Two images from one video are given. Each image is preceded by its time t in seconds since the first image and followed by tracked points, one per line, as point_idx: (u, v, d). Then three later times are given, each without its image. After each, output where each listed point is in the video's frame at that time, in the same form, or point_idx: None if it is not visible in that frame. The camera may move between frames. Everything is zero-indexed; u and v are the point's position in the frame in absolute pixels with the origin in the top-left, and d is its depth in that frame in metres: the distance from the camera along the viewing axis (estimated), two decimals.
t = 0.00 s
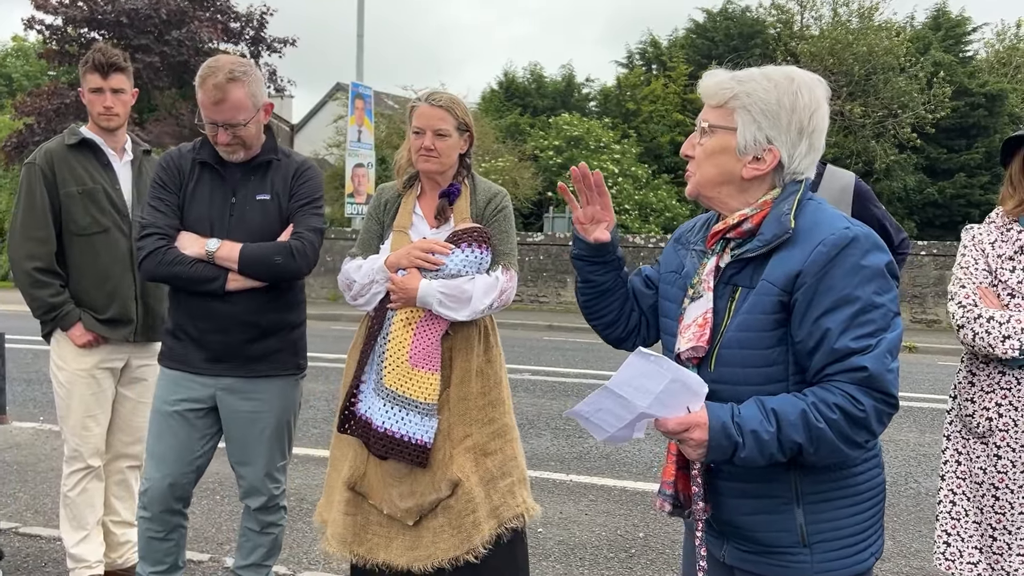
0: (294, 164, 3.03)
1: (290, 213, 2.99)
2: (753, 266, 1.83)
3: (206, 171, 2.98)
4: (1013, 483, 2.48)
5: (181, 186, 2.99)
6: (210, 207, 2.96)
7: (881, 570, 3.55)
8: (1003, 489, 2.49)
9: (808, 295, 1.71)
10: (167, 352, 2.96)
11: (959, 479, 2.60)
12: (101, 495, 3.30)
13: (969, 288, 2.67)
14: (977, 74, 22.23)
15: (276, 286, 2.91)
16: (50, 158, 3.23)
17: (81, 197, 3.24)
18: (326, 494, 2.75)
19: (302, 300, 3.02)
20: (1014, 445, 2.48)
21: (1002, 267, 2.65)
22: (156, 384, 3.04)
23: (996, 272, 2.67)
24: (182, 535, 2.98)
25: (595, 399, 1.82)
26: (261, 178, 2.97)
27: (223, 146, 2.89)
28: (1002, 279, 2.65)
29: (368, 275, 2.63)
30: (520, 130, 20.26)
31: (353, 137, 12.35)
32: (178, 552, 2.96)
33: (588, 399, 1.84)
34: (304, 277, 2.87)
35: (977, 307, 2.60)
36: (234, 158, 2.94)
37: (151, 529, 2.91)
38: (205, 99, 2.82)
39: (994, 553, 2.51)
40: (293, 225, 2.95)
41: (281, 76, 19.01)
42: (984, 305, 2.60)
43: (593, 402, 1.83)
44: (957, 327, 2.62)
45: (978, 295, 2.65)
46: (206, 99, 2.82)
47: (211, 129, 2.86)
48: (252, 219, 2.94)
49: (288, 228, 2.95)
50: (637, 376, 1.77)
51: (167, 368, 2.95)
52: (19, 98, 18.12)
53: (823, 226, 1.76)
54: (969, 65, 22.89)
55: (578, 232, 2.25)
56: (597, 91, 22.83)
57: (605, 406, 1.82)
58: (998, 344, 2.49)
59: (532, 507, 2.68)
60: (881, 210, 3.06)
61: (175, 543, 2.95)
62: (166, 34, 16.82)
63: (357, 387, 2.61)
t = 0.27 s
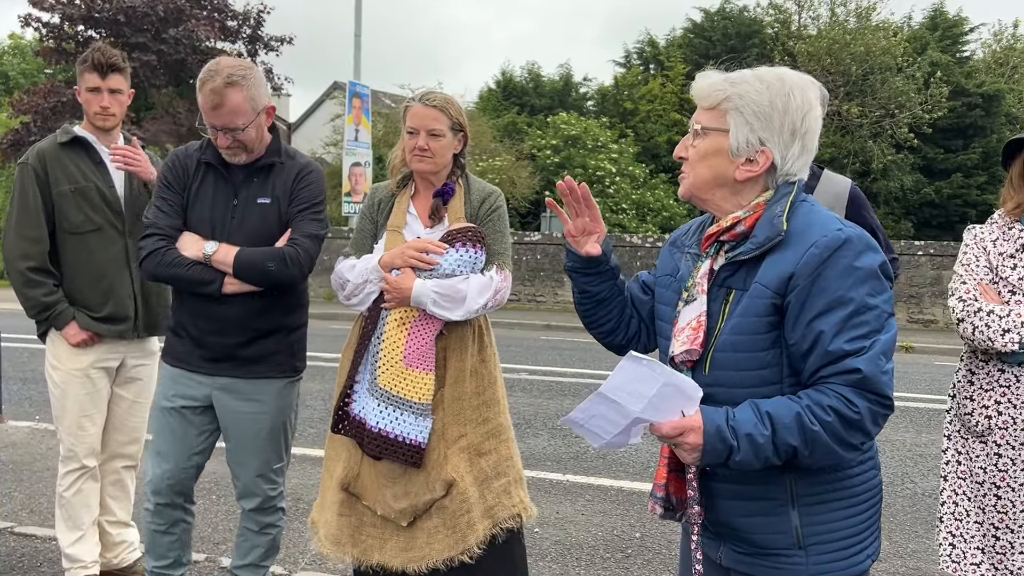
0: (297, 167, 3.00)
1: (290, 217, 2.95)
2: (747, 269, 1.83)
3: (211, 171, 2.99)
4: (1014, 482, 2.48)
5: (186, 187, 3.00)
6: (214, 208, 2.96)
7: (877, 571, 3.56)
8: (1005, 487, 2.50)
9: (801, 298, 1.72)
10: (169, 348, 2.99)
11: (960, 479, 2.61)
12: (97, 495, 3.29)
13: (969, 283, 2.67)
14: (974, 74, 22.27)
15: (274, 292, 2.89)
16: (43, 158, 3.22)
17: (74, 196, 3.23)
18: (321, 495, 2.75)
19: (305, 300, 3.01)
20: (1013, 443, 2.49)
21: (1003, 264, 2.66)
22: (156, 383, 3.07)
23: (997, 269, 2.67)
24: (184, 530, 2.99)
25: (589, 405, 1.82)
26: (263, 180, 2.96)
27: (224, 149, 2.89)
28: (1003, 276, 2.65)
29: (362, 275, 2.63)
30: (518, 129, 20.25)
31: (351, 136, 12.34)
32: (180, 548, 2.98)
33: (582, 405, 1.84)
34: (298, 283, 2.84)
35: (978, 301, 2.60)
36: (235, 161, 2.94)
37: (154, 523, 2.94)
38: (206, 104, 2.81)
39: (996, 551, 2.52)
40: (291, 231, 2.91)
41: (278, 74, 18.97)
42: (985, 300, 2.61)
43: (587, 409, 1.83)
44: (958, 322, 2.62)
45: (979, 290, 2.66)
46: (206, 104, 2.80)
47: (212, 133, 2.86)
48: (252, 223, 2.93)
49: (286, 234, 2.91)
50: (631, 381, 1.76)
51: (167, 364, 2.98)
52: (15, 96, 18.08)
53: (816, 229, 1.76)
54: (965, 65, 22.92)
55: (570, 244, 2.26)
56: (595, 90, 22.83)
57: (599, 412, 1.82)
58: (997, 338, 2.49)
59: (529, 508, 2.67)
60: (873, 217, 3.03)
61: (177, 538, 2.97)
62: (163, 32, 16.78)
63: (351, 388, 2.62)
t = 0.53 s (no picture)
0: (288, 167, 3.00)
1: (282, 215, 2.95)
2: (742, 269, 1.83)
3: (204, 171, 2.98)
4: (1016, 481, 2.48)
5: (179, 186, 3.00)
6: (206, 208, 2.95)
7: (873, 571, 3.56)
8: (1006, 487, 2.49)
9: (796, 299, 1.72)
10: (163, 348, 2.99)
11: (962, 479, 2.62)
12: (93, 495, 3.29)
13: (973, 281, 2.70)
14: (971, 74, 22.29)
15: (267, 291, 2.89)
16: (36, 156, 3.21)
17: (67, 194, 3.22)
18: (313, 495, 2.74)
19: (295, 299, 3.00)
20: (1016, 443, 2.48)
21: (1008, 262, 2.67)
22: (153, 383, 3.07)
23: (1001, 266, 2.69)
24: (202, 525, 3.03)
25: (582, 405, 1.82)
26: (256, 178, 2.96)
27: (218, 148, 2.88)
28: (1008, 273, 2.66)
29: (354, 274, 2.62)
30: (515, 128, 20.23)
31: (348, 135, 12.33)
32: (201, 542, 3.04)
33: (575, 406, 1.84)
34: (290, 281, 2.84)
35: (981, 297, 2.63)
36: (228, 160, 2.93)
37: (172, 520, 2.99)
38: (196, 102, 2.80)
39: (998, 551, 2.52)
40: (283, 230, 2.91)
41: (275, 73, 18.94)
42: (988, 296, 2.63)
43: (581, 409, 1.83)
44: (960, 317, 2.65)
45: (983, 287, 2.68)
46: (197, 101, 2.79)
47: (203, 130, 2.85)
48: (244, 221, 2.92)
49: (278, 232, 2.92)
50: (622, 382, 1.75)
51: (162, 364, 2.99)
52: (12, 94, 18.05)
53: (811, 230, 1.76)
54: (962, 65, 22.94)
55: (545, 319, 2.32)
56: (593, 89, 22.82)
57: (593, 413, 1.81)
58: (1001, 332, 2.50)
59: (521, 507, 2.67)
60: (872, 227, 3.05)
61: (196, 534, 3.02)
62: (160, 30, 16.75)
63: (344, 387, 2.62)
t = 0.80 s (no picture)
0: (275, 159, 3.01)
1: (270, 207, 2.96)
2: (736, 269, 1.83)
3: (189, 165, 2.98)
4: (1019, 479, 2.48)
5: (164, 181, 2.99)
6: (192, 201, 2.95)
7: (871, 570, 3.56)
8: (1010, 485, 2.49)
9: (788, 298, 1.71)
10: (151, 348, 2.98)
11: (968, 478, 2.63)
12: (90, 493, 3.28)
13: (977, 278, 2.71)
14: (968, 74, 22.32)
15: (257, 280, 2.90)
16: (32, 155, 3.20)
17: (64, 192, 3.21)
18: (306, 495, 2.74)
19: (282, 296, 3.01)
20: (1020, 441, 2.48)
21: (1012, 259, 2.67)
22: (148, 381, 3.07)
23: (1005, 264, 2.69)
24: (203, 522, 3.04)
25: (575, 407, 1.82)
26: (241, 171, 2.96)
27: (204, 140, 2.87)
28: (1013, 271, 2.66)
29: (347, 273, 2.61)
30: (513, 127, 20.21)
31: (346, 134, 12.32)
32: (202, 539, 3.04)
33: (568, 407, 1.85)
34: (280, 270, 2.84)
35: (983, 295, 2.64)
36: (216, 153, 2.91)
37: (170, 516, 2.99)
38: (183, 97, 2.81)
39: (1002, 549, 2.52)
40: (272, 219, 2.92)
41: (273, 71, 18.91)
42: (990, 294, 2.64)
43: (573, 410, 1.83)
44: (961, 314, 2.67)
45: (988, 284, 2.69)
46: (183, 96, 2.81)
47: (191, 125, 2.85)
48: (232, 212, 2.93)
49: (267, 222, 2.93)
50: (616, 382, 1.77)
51: (152, 364, 2.97)
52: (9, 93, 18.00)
53: (803, 229, 1.76)
54: (960, 65, 22.96)
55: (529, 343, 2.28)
56: (591, 88, 22.82)
57: (586, 414, 1.82)
58: (1002, 329, 2.52)
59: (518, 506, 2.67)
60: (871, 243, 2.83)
61: (197, 530, 3.02)
62: (158, 29, 16.73)
63: (337, 386, 2.61)
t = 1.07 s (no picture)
0: (259, 156, 3.01)
1: (256, 203, 2.96)
2: (728, 267, 1.83)
3: (173, 164, 2.97)
4: (1014, 477, 2.48)
5: (149, 180, 2.98)
6: (177, 199, 2.95)
7: (869, 569, 3.57)
8: (1005, 482, 2.49)
9: (777, 296, 1.71)
10: (140, 348, 2.96)
11: (965, 474, 2.64)
12: (89, 491, 3.28)
13: (978, 277, 2.72)
14: (966, 74, 22.34)
15: (246, 276, 2.91)
16: (29, 152, 3.19)
17: (62, 190, 3.21)
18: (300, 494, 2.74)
19: (271, 292, 3.01)
20: (1016, 439, 2.49)
21: (1014, 259, 2.67)
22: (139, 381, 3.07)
23: (1007, 263, 2.69)
24: (200, 518, 3.05)
25: (566, 404, 1.84)
26: (226, 168, 2.96)
27: (191, 139, 2.87)
28: (1015, 270, 2.67)
29: (341, 271, 2.61)
30: (512, 126, 20.20)
31: (345, 132, 12.31)
32: (199, 536, 3.05)
33: (559, 405, 1.87)
34: (269, 265, 2.85)
35: (982, 294, 2.65)
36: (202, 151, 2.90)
37: (167, 514, 2.99)
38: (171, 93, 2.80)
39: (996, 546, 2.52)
40: (259, 215, 2.92)
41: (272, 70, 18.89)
42: (990, 292, 2.65)
43: (564, 408, 1.85)
44: (960, 312, 2.69)
45: (989, 283, 2.69)
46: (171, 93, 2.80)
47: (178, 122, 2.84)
48: (218, 210, 2.93)
49: (254, 218, 2.93)
50: (604, 379, 1.78)
51: (141, 363, 2.96)
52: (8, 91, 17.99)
53: (792, 227, 1.75)
54: (958, 65, 22.98)
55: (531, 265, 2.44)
56: (589, 87, 22.82)
57: (576, 410, 1.84)
58: (998, 328, 2.53)
59: (512, 506, 2.67)
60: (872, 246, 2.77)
61: (194, 527, 3.03)
62: (157, 27, 16.72)
63: (331, 385, 2.61)
